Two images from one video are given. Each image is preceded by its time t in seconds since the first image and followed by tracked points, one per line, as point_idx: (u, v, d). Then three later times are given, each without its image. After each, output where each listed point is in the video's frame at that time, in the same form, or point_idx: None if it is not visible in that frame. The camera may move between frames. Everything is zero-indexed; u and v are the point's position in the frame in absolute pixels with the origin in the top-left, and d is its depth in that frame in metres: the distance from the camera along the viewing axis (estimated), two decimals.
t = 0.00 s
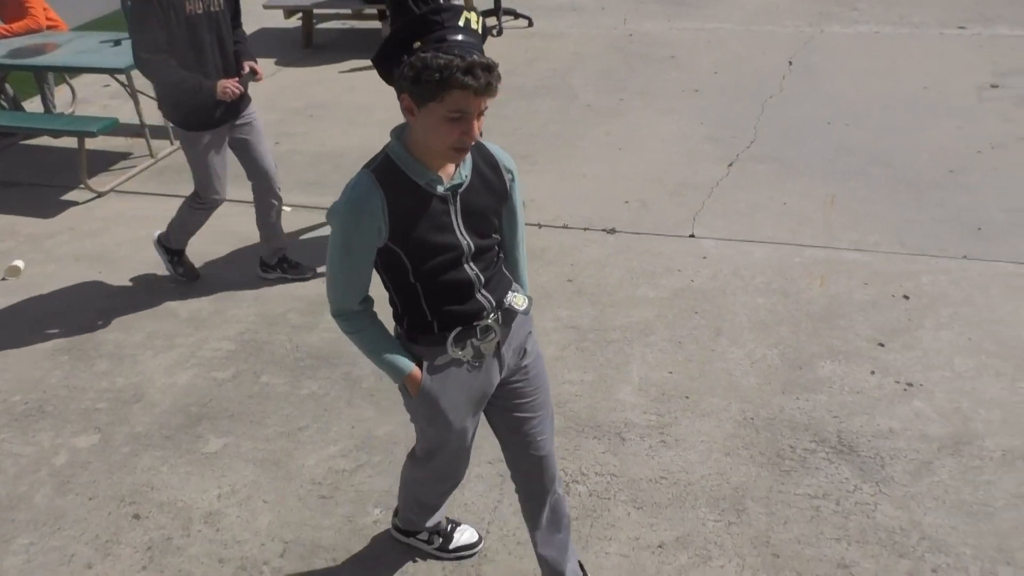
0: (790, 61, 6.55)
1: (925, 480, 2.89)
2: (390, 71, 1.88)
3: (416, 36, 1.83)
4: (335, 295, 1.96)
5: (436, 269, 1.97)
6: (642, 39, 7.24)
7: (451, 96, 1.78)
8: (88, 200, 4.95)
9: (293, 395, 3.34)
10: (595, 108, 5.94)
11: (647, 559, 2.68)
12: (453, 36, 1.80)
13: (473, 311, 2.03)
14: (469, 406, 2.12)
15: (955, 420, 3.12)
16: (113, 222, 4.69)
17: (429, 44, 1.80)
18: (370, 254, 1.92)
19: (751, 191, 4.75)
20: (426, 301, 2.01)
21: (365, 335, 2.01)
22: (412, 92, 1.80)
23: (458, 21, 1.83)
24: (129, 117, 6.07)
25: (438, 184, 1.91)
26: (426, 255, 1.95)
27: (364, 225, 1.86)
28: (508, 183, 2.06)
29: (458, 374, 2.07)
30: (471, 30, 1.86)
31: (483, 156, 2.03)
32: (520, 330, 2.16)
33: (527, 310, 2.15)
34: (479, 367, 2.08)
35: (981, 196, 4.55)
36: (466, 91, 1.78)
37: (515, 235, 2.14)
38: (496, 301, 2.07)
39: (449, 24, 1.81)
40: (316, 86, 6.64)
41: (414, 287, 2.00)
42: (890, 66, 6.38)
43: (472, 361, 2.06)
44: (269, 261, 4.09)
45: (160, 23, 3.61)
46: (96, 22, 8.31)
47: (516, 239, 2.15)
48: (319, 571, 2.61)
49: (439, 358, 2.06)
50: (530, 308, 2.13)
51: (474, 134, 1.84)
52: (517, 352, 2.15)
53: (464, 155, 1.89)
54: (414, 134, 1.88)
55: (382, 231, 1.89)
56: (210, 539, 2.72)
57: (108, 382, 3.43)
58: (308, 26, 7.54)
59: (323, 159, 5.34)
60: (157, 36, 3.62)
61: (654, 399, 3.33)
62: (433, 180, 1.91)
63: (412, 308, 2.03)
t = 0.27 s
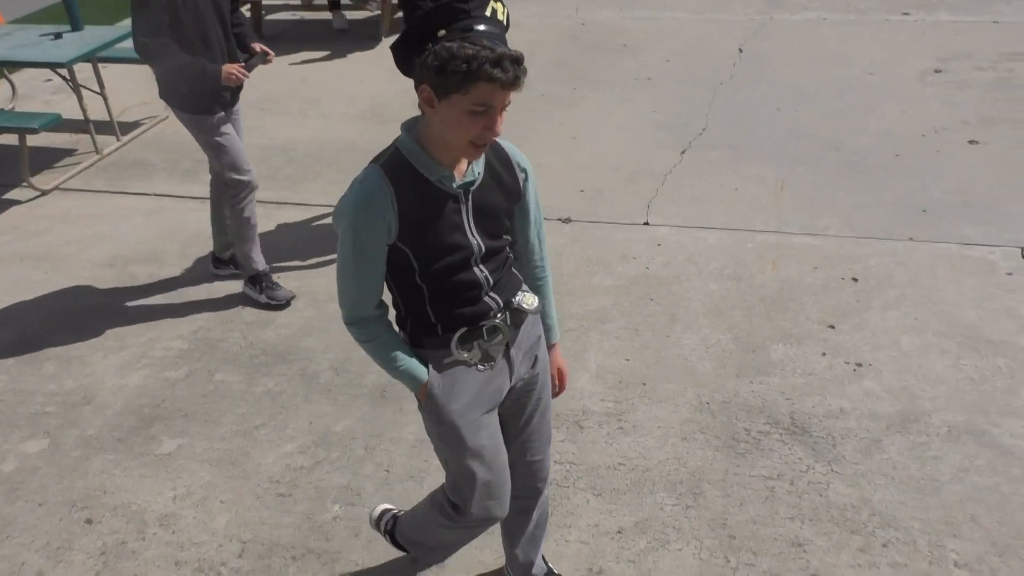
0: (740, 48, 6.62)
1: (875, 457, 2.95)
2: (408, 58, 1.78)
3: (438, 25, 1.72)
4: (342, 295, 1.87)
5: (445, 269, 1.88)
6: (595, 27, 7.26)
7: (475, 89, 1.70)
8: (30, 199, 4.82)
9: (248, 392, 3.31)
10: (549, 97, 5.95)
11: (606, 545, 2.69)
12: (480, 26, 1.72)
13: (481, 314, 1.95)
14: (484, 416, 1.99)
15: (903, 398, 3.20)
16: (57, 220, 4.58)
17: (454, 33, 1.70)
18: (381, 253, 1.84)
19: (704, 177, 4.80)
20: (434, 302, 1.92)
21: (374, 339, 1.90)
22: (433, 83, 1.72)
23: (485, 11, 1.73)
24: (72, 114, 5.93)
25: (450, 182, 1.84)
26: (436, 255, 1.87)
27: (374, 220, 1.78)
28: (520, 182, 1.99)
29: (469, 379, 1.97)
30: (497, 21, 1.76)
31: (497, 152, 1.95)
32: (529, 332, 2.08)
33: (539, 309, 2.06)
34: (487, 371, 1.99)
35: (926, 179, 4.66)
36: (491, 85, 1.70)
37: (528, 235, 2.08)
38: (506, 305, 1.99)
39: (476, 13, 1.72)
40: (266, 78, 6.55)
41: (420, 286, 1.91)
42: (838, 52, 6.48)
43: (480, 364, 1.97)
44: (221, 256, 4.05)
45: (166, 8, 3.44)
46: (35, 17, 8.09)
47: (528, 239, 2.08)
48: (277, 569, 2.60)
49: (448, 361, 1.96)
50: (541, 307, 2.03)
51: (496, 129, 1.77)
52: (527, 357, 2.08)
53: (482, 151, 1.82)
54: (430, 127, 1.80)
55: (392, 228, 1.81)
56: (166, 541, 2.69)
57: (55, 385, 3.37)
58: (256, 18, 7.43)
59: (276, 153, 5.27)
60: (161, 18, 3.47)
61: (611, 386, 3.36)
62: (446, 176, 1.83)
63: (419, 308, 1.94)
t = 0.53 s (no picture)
0: (691, 40, 6.69)
1: (827, 441, 3.01)
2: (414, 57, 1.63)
3: (454, 27, 1.58)
4: (318, 301, 1.71)
5: (433, 280, 1.76)
6: (547, 20, 7.28)
7: (489, 99, 1.57)
8: None
9: (202, 395, 3.27)
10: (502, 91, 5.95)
11: (567, 536, 2.71)
12: (497, 33, 1.59)
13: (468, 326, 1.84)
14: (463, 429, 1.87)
15: (854, 382, 3.27)
16: None
17: (469, 36, 1.57)
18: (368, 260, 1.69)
19: (658, 169, 4.84)
20: (418, 314, 1.79)
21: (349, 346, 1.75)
22: (444, 87, 1.57)
23: (500, 15, 1.61)
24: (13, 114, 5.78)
25: (446, 190, 1.69)
26: (425, 265, 1.73)
27: (365, 230, 1.62)
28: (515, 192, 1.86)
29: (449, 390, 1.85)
30: (512, 28, 1.64)
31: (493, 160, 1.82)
32: (507, 343, 1.99)
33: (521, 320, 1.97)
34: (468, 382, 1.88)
35: (873, 166, 4.75)
36: (508, 96, 1.57)
37: (516, 246, 1.96)
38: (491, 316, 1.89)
39: (493, 18, 1.60)
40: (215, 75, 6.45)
41: (403, 293, 1.77)
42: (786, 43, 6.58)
43: (458, 374, 1.86)
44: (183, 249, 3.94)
45: (195, 23, 3.35)
46: None
47: (516, 251, 1.97)
48: (236, 573, 2.57)
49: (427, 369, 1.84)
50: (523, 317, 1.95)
51: (506, 142, 1.64)
52: (506, 368, 1.99)
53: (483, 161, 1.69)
54: (432, 131, 1.65)
55: (383, 237, 1.66)
56: (121, 549, 2.65)
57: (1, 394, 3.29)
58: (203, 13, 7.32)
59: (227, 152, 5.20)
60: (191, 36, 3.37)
61: (568, 378, 3.38)
62: (443, 185, 1.69)
63: (400, 318, 1.81)
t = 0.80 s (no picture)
0: (649, 30, 6.72)
1: (789, 425, 3.05)
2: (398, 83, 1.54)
3: (439, 49, 1.50)
4: (312, 355, 1.58)
5: (432, 314, 1.66)
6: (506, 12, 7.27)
7: (484, 123, 1.48)
8: None
9: (163, 395, 3.22)
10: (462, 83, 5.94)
11: (534, 526, 2.73)
12: (488, 53, 1.51)
13: (470, 358, 1.76)
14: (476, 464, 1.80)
15: (813, 366, 3.32)
16: None
17: (457, 58, 1.49)
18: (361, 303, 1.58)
19: (620, 159, 4.87)
20: (416, 351, 1.70)
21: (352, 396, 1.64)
22: (435, 114, 1.47)
23: (487, 33, 1.54)
24: None
25: (436, 220, 1.60)
26: (423, 300, 1.64)
27: (364, 272, 1.51)
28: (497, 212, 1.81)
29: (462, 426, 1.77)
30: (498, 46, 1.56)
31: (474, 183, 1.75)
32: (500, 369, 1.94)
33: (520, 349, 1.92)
34: (474, 414, 1.80)
35: (831, 153, 4.82)
36: (503, 119, 1.48)
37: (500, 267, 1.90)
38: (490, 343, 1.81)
39: (482, 36, 1.52)
40: (170, 70, 6.35)
41: (403, 334, 1.67)
42: (743, 32, 6.64)
43: (466, 410, 1.78)
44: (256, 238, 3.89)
45: None
46: None
47: (500, 272, 1.91)
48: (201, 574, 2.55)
49: (435, 407, 1.74)
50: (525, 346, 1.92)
51: (500, 166, 1.55)
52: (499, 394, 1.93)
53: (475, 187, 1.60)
54: (419, 159, 1.55)
55: (381, 277, 1.55)
56: (82, 554, 2.61)
57: None
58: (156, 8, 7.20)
59: (184, 148, 5.12)
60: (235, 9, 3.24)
61: (533, 369, 3.39)
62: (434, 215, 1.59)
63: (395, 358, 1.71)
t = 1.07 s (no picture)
0: (620, 25, 6.75)
1: (761, 415, 3.09)
2: (394, 102, 1.44)
3: (439, 67, 1.40)
4: (317, 402, 1.43)
5: (437, 337, 1.58)
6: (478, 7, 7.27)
7: (491, 147, 1.40)
8: None
9: (135, 395, 3.19)
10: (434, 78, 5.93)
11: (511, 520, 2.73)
12: (490, 70, 1.43)
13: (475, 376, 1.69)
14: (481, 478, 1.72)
15: (785, 356, 3.35)
16: None
17: (458, 77, 1.40)
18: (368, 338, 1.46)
19: (593, 153, 4.89)
20: (421, 376, 1.61)
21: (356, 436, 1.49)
22: (438, 138, 1.38)
23: (487, 48, 1.45)
24: None
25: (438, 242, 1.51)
26: (428, 324, 1.55)
27: (377, 303, 1.40)
28: (486, 220, 1.74)
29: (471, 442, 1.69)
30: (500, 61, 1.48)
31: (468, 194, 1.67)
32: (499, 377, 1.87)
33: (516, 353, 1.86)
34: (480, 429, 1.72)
35: (801, 145, 4.87)
36: (510, 142, 1.41)
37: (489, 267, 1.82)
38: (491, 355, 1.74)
39: (482, 51, 1.44)
40: (137, 66, 6.27)
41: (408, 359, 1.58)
42: (713, 25, 6.69)
43: (473, 425, 1.69)
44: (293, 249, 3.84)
45: None
46: None
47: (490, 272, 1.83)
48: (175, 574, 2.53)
49: (444, 425, 1.66)
50: (519, 348, 1.84)
51: (502, 187, 1.48)
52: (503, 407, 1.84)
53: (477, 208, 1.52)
54: (417, 182, 1.46)
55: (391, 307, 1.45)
56: (53, 556, 2.58)
57: None
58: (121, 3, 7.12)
59: (153, 145, 5.06)
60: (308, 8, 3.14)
61: (508, 363, 3.39)
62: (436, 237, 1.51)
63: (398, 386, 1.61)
